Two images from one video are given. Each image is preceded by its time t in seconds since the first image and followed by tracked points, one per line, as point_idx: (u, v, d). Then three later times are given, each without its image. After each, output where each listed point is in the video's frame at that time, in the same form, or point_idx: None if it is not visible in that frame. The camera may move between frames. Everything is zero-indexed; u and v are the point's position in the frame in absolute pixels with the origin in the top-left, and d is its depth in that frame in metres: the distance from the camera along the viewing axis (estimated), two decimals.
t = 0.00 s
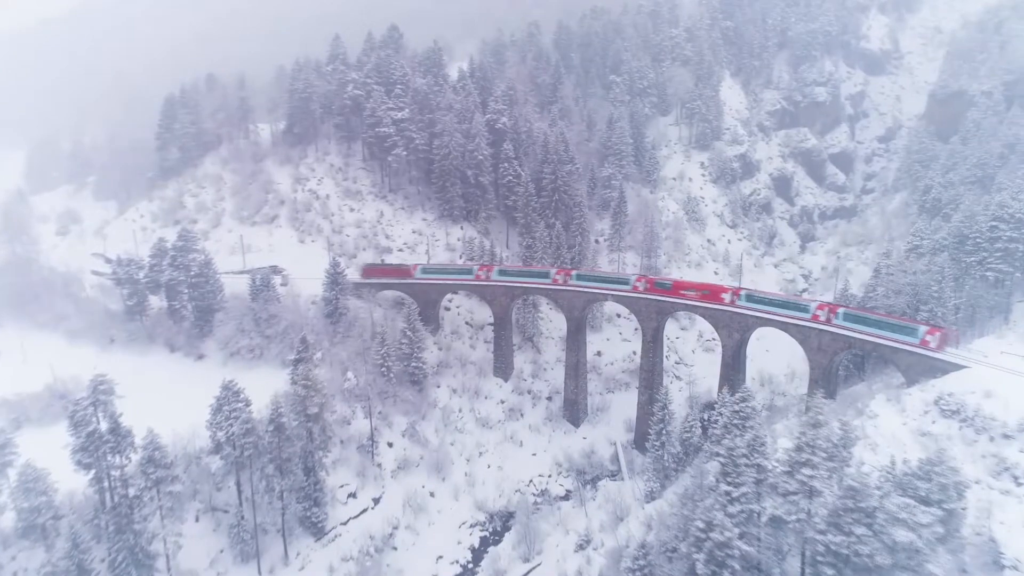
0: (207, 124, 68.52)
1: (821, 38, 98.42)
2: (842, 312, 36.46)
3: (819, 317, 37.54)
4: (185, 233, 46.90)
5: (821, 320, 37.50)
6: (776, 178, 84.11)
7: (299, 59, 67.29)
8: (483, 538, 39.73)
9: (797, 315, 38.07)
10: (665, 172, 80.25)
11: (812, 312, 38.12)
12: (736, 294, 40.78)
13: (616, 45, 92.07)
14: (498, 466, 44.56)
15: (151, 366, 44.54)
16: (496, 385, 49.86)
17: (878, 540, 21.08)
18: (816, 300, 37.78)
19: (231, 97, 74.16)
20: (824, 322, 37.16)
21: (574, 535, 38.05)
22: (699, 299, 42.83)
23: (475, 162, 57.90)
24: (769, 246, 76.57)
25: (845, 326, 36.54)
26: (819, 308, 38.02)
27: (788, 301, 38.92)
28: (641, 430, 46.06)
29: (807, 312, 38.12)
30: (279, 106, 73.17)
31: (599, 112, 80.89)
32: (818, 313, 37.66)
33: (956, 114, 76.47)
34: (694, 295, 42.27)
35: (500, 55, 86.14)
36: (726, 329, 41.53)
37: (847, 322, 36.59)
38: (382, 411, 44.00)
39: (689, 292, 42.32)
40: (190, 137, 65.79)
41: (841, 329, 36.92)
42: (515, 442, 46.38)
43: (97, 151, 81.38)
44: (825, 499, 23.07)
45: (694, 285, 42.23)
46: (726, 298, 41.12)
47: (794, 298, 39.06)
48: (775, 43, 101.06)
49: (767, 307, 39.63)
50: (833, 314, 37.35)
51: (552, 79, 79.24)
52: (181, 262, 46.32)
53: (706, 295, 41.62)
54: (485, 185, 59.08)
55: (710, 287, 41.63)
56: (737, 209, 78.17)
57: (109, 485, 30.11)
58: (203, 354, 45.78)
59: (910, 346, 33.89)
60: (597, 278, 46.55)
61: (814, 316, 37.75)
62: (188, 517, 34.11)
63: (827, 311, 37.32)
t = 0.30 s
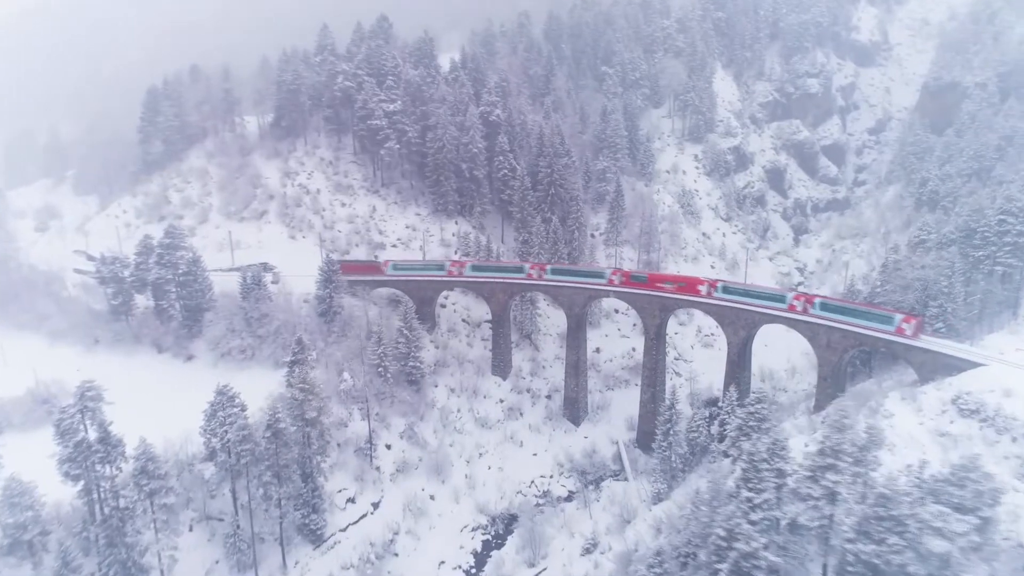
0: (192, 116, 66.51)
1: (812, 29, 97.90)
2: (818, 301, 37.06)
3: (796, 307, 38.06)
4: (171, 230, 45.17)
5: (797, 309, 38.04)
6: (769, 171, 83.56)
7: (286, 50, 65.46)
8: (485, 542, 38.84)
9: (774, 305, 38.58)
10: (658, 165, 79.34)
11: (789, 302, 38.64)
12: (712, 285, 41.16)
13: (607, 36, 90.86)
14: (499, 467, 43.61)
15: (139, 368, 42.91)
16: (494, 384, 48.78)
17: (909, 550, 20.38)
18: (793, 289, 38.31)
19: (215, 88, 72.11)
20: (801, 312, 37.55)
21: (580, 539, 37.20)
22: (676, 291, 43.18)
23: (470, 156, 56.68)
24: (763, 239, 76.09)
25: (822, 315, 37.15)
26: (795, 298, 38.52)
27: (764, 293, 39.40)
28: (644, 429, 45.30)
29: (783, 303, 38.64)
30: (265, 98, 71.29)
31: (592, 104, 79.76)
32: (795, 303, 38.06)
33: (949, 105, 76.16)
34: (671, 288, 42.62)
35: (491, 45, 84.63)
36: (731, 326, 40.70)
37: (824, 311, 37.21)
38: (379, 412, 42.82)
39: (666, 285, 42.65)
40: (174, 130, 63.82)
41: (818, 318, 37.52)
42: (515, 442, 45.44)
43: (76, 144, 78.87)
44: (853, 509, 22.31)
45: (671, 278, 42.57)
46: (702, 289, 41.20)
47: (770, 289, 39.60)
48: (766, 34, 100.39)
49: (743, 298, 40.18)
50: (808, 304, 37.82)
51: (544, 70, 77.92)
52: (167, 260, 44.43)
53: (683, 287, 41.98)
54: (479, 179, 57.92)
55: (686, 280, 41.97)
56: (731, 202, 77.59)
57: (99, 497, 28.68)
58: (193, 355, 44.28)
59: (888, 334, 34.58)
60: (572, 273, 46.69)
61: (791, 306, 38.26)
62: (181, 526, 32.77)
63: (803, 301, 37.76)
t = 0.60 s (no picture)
0: (177, 104, 64.47)
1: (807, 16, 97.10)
2: (797, 289, 37.20)
3: (774, 294, 38.24)
4: (160, 223, 43.51)
5: (775, 297, 38.24)
6: (765, 159, 82.81)
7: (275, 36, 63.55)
8: (489, 542, 38.12)
9: (752, 293, 38.71)
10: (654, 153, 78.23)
11: (767, 290, 38.77)
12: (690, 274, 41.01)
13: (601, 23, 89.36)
14: (501, 465, 42.74)
15: (128, 367, 41.32)
16: (495, 379, 47.73)
17: (948, 558, 19.60)
18: (771, 277, 38.43)
19: (201, 76, 70.03)
20: (779, 300, 37.92)
21: (587, 538, 36.46)
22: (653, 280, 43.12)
23: (466, 145, 55.40)
24: (759, 228, 75.45)
25: (799, 302, 37.41)
26: (773, 285, 38.65)
27: (743, 280, 39.38)
28: (648, 424, 44.55)
29: (762, 290, 38.79)
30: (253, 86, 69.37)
31: (588, 92, 78.45)
32: (773, 290, 38.40)
33: (947, 93, 75.59)
34: (649, 277, 42.45)
35: (483, 32, 82.96)
36: (739, 319, 39.86)
37: (802, 299, 37.46)
38: (378, 410, 41.64)
39: (643, 274, 42.43)
40: (160, 119, 61.83)
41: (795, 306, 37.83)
42: (517, 438, 44.54)
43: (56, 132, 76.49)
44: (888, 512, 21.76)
45: (648, 268, 42.28)
46: (680, 279, 41.48)
47: (747, 276, 39.60)
48: (761, 21, 99.39)
49: (720, 286, 40.20)
50: (787, 291, 38.22)
51: (538, 57, 76.42)
52: (156, 254, 42.81)
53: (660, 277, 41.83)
54: (476, 169, 56.67)
55: (664, 269, 41.90)
56: (728, 191, 76.76)
57: (91, 505, 27.31)
58: (184, 352, 42.83)
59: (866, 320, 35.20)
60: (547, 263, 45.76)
61: (769, 293, 38.45)
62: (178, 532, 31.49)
63: (782, 289, 38.11)
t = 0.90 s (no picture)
0: (163, 94, 62.52)
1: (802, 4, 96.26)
2: (776, 278, 37.63)
3: (752, 284, 38.49)
4: (149, 218, 41.91)
5: (753, 287, 38.50)
6: (761, 149, 82.04)
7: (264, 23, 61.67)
8: (494, 545, 37.23)
9: (731, 284, 38.77)
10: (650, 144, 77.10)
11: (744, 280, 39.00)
12: (667, 265, 41.23)
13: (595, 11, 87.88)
14: (505, 464, 41.80)
15: (117, 366, 39.85)
16: (496, 376, 46.70)
17: (988, 568, 18.77)
18: (748, 267, 38.71)
19: (187, 65, 68.04)
20: (757, 290, 38.23)
21: (596, 541, 35.66)
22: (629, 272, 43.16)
23: (463, 136, 54.10)
24: (756, 219, 74.78)
25: (778, 291, 37.79)
26: (749, 275, 38.95)
27: (719, 271, 39.56)
28: (654, 421, 43.81)
29: (739, 280, 38.98)
30: (241, 75, 67.42)
31: (583, 82, 77.16)
32: (751, 280, 38.58)
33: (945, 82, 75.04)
34: (626, 269, 42.45)
35: (476, 20, 81.29)
36: (748, 314, 39.03)
37: (780, 288, 37.87)
38: (378, 410, 40.48)
39: (621, 266, 42.42)
40: (145, 110, 59.91)
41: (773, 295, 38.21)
42: (520, 437, 43.62)
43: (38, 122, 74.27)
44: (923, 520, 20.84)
45: (625, 259, 42.29)
46: (657, 270, 41.48)
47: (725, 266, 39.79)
48: (755, 9, 98.38)
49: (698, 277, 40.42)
50: (764, 281, 38.50)
51: (532, 46, 74.94)
52: (146, 251, 41.27)
53: (638, 268, 41.91)
54: (473, 160, 55.42)
55: (642, 260, 41.99)
56: (725, 182, 75.97)
57: (84, 517, 25.99)
58: (176, 352, 41.40)
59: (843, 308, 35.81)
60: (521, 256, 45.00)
61: (747, 283, 38.67)
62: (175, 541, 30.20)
63: (760, 278, 38.36)
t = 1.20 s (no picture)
0: (148, 86, 60.61)
1: None
2: (752, 270, 37.79)
3: (729, 276, 38.56)
4: (137, 215, 40.30)
5: (730, 279, 38.61)
6: (757, 141, 81.35)
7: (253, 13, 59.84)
8: (500, 550, 36.31)
9: (708, 277, 38.79)
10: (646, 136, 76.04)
11: (721, 272, 39.03)
12: (644, 259, 41.39)
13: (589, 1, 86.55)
14: (508, 467, 40.86)
15: (105, 368, 38.28)
16: (497, 376, 45.68)
17: None
18: (725, 259, 38.67)
19: (172, 55, 66.06)
20: (733, 281, 38.27)
21: (605, 546, 34.84)
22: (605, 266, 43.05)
23: (459, 130, 52.79)
24: (752, 212, 74.12)
25: (754, 283, 37.98)
26: (727, 267, 38.99)
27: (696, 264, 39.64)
28: (658, 420, 42.96)
29: (716, 273, 39.01)
30: (228, 67, 65.52)
31: (578, 73, 75.95)
32: (727, 273, 38.62)
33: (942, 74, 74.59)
34: (601, 263, 42.29)
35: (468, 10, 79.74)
36: (756, 312, 38.27)
37: (757, 279, 38.04)
38: (379, 413, 39.35)
39: (596, 260, 42.20)
40: (130, 102, 58.02)
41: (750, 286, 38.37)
42: (523, 438, 42.68)
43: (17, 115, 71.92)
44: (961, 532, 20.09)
45: (600, 254, 42.04)
46: (633, 264, 41.67)
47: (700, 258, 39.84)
48: None
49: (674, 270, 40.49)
50: (740, 272, 38.55)
51: (526, 36, 73.54)
52: (134, 250, 39.71)
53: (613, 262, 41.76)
54: (470, 154, 54.21)
55: (617, 254, 41.84)
56: (721, 175, 75.26)
57: (76, 533, 24.68)
58: (166, 354, 39.91)
59: (820, 299, 36.02)
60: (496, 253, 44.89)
61: (724, 275, 38.72)
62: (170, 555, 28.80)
63: (736, 271, 38.47)
